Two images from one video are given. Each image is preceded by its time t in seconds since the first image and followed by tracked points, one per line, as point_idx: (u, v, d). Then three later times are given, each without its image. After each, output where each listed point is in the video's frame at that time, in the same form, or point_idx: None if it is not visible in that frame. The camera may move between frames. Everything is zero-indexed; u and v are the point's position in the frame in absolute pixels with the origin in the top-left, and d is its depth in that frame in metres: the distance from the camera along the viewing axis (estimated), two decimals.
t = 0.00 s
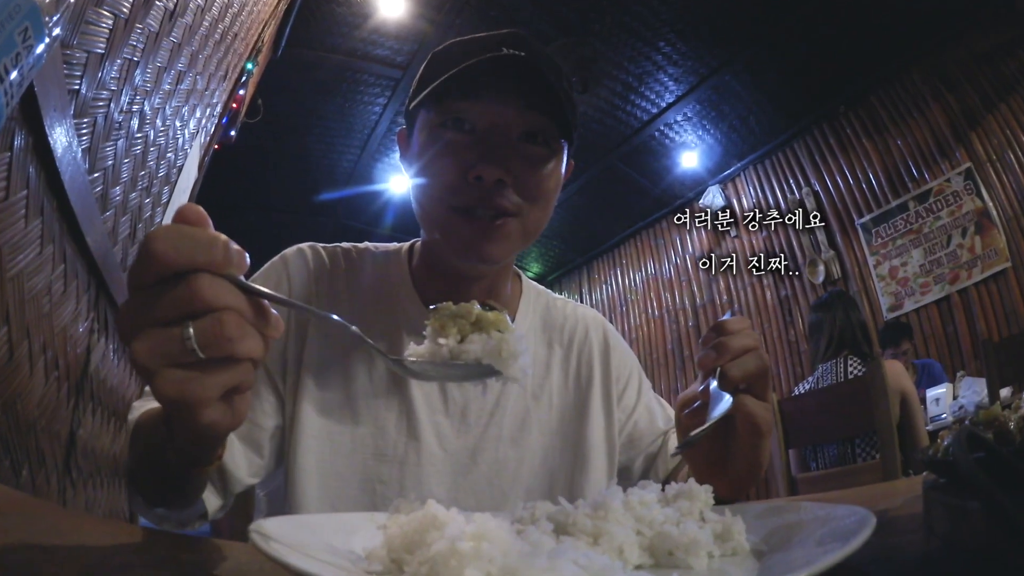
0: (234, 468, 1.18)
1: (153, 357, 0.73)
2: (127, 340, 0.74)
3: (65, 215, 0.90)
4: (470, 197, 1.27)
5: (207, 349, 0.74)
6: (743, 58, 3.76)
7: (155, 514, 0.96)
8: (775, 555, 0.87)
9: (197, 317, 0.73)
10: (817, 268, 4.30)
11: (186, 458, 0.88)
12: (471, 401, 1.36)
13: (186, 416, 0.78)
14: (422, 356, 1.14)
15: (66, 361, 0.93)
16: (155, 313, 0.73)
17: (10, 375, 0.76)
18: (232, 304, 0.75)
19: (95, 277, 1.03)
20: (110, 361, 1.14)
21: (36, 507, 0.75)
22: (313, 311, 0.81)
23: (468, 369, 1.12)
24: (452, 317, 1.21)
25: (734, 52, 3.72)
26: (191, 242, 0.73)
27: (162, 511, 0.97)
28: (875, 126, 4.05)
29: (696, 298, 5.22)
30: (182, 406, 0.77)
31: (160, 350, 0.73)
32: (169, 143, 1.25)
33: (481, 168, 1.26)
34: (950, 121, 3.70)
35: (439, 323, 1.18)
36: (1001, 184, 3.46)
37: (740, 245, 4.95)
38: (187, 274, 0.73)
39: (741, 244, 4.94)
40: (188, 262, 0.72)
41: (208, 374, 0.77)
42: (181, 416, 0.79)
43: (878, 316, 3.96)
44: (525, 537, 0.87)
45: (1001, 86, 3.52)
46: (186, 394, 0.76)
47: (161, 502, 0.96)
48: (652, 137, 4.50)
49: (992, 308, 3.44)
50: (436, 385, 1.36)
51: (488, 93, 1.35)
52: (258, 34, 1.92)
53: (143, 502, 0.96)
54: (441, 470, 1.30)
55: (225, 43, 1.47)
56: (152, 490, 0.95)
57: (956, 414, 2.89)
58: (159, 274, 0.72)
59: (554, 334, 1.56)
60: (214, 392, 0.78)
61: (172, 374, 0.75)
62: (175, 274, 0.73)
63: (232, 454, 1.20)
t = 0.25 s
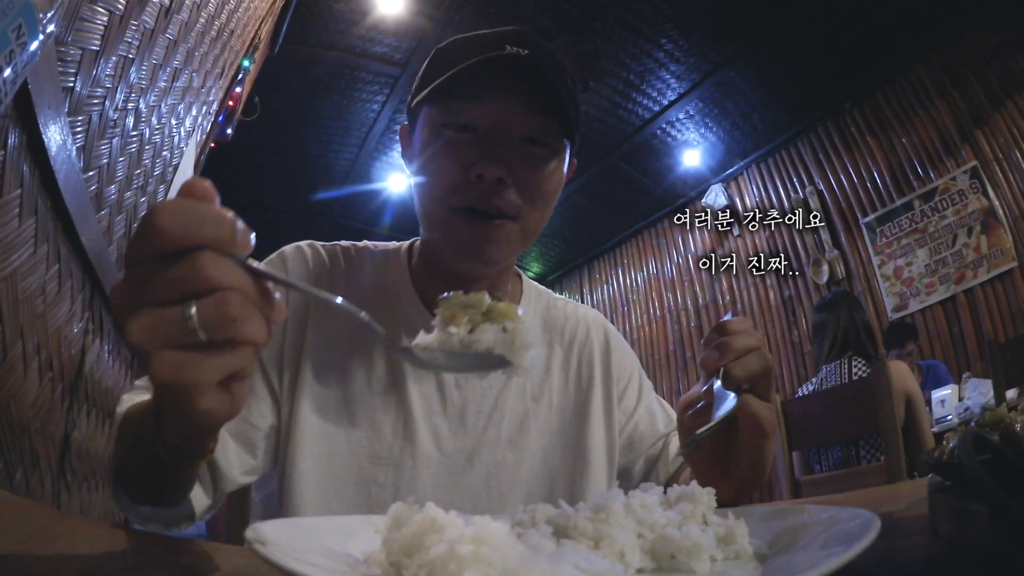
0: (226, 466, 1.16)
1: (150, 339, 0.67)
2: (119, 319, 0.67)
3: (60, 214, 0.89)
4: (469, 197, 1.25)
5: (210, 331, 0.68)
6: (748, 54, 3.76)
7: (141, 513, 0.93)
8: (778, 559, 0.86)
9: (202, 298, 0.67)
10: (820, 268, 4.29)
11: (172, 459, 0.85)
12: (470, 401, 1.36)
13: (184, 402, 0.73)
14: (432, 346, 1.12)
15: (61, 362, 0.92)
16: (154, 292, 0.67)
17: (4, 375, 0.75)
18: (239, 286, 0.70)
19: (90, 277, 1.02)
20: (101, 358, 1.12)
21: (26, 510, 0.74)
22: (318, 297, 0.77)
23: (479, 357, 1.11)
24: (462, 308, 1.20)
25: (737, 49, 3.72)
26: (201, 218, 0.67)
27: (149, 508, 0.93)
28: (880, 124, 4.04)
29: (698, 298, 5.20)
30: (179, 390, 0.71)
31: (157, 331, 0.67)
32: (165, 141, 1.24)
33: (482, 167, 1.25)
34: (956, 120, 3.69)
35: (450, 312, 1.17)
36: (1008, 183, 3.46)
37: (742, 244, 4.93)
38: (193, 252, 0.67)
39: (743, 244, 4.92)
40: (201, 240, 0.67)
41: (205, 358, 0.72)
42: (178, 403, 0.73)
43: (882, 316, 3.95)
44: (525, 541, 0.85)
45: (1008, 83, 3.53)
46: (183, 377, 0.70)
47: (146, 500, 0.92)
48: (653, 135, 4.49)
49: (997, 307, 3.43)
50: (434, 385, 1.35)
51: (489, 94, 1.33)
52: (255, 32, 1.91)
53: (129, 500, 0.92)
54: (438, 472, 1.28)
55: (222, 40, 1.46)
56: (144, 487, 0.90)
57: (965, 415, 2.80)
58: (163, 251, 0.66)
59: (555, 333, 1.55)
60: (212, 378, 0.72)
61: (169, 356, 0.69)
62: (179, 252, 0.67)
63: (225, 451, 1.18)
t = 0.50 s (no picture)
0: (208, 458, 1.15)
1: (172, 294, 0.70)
2: (143, 268, 0.68)
3: (54, 213, 0.88)
4: (474, 187, 1.23)
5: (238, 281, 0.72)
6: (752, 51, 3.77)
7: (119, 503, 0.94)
8: (782, 562, 0.84)
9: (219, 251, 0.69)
10: (824, 268, 4.28)
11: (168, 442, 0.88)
12: (471, 404, 1.33)
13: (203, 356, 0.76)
14: (453, 311, 1.08)
15: (55, 363, 0.91)
16: (173, 246, 0.69)
17: None
18: (267, 244, 0.72)
19: (85, 277, 1.01)
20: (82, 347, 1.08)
21: (17, 513, 0.73)
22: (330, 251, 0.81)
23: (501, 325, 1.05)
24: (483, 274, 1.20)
25: (739, 46, 3.74)
26: (221, 169, 0.69)
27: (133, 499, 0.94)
28: (885, 122, 4.03)
29: (700, 298, 5.19)
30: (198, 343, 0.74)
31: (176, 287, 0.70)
32: (160, 139, 1.23)
33: (486, 156, 1.23)
34: (962, 118, 3.69)
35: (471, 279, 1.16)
36: (1014, 182, 3.46)
37: (744, 244, 4.94)
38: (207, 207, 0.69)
39: (746, 243, 4.92)
40: (223, 193, 0.68)
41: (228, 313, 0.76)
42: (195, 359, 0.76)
43: (886, 316, 3.93)
44: (525, 544, 0.84)
45: (1014, 81, 3.54)
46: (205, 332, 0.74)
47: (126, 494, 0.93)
48: (655, 133, 4.50)
49: (1004, 309, 3.43)
50: (435, 388, 1.33)
51: (491, 78, 1.33)
52: (252, 29, 1.90)
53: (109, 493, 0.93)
54: (435, 476, 1.27)
55: (218, 37, 1.45)
56: (125, 480, 0.92)
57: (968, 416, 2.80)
58: (181, 206, 0.68)
59: (559, 334, 1.53)
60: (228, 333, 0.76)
61: (187, 310, 0.73)
62: (211, 205, 0.68)
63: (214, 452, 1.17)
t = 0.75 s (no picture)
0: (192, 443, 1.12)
1: (235, 220, 0.72)
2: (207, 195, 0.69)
3: (47, 213, 0.87)
4: (485, 169, 1.19)
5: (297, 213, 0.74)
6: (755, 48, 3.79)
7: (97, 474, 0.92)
8: (786, 566, 0.83)
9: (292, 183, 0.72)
10: (828, 268, 4.27)
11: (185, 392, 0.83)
12: (475, 408, 1.27)
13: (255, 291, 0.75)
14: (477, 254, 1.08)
15: (49, 364, 0.90)
16: (240, 177, 0.71)
17: None
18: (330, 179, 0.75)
19: (79, 278, 1.00)
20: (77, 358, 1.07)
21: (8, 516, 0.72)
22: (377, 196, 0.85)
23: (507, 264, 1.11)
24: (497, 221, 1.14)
25: (742, 43, 3.76)
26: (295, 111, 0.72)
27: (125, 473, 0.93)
28: (890, 120, 4.01)
29: (703, 298, 5.19)
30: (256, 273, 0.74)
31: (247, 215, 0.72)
32: (156, 138, 1.22)
33: (499, 135, 1.19)
34: (967, 117, 3.67)
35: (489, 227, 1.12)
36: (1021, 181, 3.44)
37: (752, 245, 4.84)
38: (283, 141, 0.72)
39: (748, 244, 4.87)
40: (294, 130, 0.71)
41: (285, 242, 0.75)
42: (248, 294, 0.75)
43: (892, 317, 3.94)
44: (525, 548, 0.83)
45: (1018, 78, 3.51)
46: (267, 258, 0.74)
47: (131, 444, 0.89)
48: (657, 131, 4.55)
49: (1010, 310, 3.40)
50: (436, 392, 1.26)
51: (494, 51, 1.27)
52: (248, 25, 1.89)
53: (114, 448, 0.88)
54: (436, 484, 1.21)
55: (214, 34, 1.44)
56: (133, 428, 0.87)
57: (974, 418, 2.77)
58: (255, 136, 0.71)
59: (569, 334, 1.48)
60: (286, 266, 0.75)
61: (256, 238, 0.73)
62: (280, 138, 0.71)
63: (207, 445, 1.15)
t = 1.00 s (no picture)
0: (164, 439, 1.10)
1: (271, 179, 0.71)
2: (237, 158, 0.70)
3: (42, 211, 0.86)
4: (485, 159, 1.15)
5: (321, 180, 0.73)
6: (758, 44, 3.80)
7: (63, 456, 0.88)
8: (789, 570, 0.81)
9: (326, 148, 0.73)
10: (832, 267, 4.24)
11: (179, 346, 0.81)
12: (479, 412, 1.24)
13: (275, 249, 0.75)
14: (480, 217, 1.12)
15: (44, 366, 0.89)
16: (272, 136, 0.72)
17: None
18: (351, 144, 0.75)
19: (74, 277, 0.99)
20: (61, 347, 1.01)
21: None
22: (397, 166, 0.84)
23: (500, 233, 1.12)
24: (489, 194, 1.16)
25: (744, 40, 3.77)
26: (331, 79, 0.73)
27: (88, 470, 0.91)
28: (895, 118, 3.99)
29: (705, 298, 5.18)
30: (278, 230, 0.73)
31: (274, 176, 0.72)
32: (151, 136, 1.20)
33: (502, 122, 1.14)
34: (974, 115, 3.65)
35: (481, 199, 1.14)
36: None
37: (754, 244, 4.84)
38: (314, 108, 0.73)
39: (752, 244, 4.85)
40: (332, 97, 0.73)
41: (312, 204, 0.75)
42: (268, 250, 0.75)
43: (897, 317, 3.92)
44: (524, 551, 0.81)
45: None
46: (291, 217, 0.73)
47: (119, 399, 0.86)
48: (659, 129, 4.56)
49: (1015, 309, 3.40)
50: (438, 396, 1.23)
51: (494, 27, 1.18)
52: (244, 22, 1.88)
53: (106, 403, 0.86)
54: (436, 491, 1.19)
55: (210, 30, 1.43)
56: (118, 378, 0.84)
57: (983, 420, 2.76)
58: (292, 101, 0.71)
59: (580, 333, 1.47)
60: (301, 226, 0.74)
61: (284, 197, 0.73)
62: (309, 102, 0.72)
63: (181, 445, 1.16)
